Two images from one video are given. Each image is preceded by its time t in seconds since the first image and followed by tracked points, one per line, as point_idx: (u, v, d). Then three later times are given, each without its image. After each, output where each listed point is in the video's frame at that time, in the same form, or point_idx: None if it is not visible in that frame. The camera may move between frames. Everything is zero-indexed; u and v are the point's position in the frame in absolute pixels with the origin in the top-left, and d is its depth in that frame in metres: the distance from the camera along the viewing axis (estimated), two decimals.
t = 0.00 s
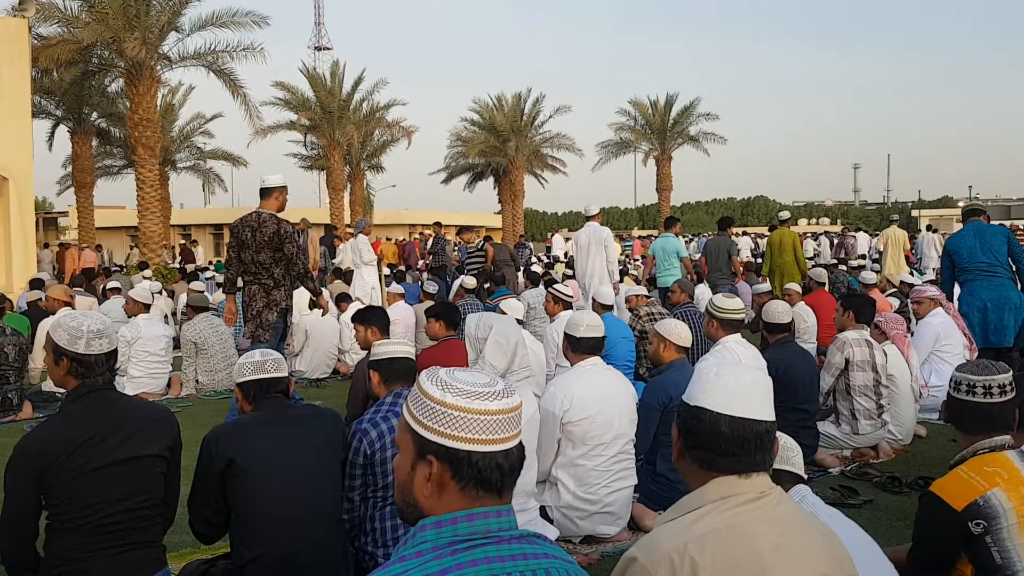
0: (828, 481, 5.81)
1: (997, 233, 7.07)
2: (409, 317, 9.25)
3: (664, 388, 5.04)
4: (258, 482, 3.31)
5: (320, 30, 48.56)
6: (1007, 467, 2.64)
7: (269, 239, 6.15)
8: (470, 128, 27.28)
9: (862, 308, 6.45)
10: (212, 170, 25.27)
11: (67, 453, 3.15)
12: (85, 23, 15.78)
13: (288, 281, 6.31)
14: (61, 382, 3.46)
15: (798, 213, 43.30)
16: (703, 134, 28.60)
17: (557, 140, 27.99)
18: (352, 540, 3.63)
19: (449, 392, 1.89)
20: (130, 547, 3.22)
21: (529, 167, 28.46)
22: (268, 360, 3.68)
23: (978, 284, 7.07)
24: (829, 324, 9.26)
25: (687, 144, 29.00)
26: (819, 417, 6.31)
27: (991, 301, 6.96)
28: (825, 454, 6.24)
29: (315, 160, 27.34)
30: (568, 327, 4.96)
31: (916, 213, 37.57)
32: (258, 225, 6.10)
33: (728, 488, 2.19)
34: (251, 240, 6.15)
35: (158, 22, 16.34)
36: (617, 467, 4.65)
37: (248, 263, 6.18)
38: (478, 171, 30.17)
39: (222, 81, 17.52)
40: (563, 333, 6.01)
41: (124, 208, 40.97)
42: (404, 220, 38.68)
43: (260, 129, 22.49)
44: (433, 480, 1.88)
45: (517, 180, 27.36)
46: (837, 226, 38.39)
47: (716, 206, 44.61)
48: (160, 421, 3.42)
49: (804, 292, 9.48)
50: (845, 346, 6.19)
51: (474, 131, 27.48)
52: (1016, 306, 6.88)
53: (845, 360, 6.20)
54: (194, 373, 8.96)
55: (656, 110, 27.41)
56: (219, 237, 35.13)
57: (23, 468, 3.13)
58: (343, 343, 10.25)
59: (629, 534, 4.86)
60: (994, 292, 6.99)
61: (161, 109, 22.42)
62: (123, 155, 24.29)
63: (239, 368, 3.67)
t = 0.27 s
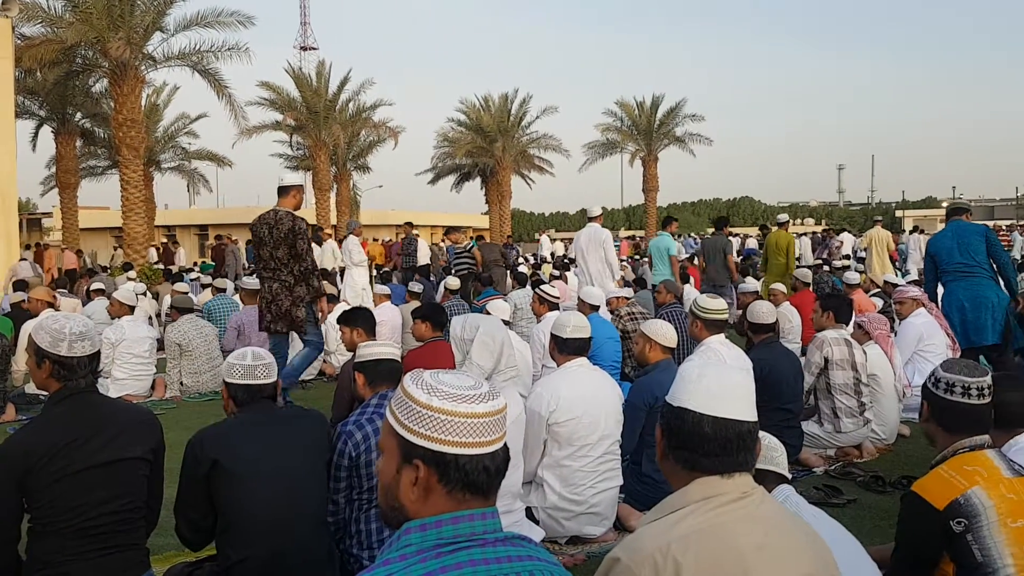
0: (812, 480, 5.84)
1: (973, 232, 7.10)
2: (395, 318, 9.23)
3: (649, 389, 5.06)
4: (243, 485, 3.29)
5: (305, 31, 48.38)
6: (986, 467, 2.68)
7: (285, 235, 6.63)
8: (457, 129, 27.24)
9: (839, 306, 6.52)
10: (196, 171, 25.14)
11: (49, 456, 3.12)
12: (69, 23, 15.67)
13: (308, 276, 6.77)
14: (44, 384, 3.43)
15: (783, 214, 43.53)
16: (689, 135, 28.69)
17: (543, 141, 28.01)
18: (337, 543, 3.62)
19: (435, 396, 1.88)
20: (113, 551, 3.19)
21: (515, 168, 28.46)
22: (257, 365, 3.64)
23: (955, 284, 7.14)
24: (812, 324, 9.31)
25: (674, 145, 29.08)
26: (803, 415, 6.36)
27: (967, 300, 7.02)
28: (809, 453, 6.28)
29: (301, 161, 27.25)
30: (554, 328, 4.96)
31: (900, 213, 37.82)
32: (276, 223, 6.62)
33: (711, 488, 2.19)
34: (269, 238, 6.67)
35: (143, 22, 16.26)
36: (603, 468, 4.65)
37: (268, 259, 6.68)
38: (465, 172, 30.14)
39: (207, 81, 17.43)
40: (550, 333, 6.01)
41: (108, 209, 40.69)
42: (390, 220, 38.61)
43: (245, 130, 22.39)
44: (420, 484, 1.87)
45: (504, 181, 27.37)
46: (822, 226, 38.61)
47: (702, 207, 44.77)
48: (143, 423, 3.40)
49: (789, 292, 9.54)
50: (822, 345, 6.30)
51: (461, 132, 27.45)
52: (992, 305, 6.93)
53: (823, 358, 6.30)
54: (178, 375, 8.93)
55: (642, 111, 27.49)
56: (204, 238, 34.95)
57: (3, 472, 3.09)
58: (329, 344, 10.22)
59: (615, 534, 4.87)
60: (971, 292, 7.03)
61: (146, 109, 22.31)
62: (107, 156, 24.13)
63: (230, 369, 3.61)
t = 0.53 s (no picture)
0: (790, 478, 5.89)
1: (943, 231, 7.21)
2: (375, 318, 9.20)
3: (629, 388, 5.08)
4: (221, 488, 3.27)
5: (283, 30, 48.07)
6: (962, 462, 2.72)
7: (294, 240, 7.08)
8: (437, 129, 27.18)
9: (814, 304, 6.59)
10: (173, 171, 24.94)
11: (24, 458, 3.09)
12: (43, 22, 15.49)
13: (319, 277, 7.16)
14: (17, 387, 3.40)
15: (761, 213, 43.82)
16: (668, 135, 28.82)
17: (523, 141, 28.03)
18: (316, 545, 3.61)
19: (421, 400, 1.87)
20: (89, 554, 3.16)
21: (495, 168, 28.46)
22: (244, 367, 3.63)
23: (929, 282, 7.28)
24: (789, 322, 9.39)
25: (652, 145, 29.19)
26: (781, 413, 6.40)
27: (939, 298, 7.16)
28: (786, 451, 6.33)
29: (279, 160, 27.10)
30: (535, 327, 4.97)
31: (876, 213, 38.21)
32: (286, 228, 7.09)
33: (690, 486, 2.20)
34: (280, 243, 7.13)
35: (118, 21, 16.11)
36: (583, 467, 4.67)
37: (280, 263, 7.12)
38: (444, 172, 30.10)
39: (183, 80, 17.29)
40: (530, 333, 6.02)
41: (84, 209, 40.26)
42: (370, 220, 38.49)
43: (222, 129, 22.24)
44: (404, 489, 1.86)
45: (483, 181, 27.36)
46: (799, 225, 38.94)
47: (681, 207, 44.98)
48: (119, 426, 3.36)
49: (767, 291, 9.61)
50: (801, 343, 6.35)
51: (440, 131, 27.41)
52: (963, 301, 7.04)
53: (801, 356, 6.35)
54: (155, 377, 8.86)
55: (621, 111, 27.59)
56: (181, 238, 34.67)
57: None
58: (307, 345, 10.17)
59: (594, 533, 4.88)
60: (943, 290, 7.16)
61: (121, 109, 22.10)
62: (82, 156, 23.89)
63: (214, 370, 3.58)
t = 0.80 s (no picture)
0: (769, 473, 5.93)
1: (921, 229, 7.29)
2: (356, 316, 9.16)
3: (610, 385, 5.09)
4: (199, 489, 3.24)
5: (263, 27, 47.67)
6: (939, 456, 2.75)
7: (314, 236, 6.88)
8: (418, 126, 27.09)
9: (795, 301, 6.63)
10: (152, 168, 24.72)
11: None
12: (19, 18, 15.30)
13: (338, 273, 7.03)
14: None
15: (741, 211, 44.07)
16: (649, 133, 28.89)
17: (505, 139, 28.01)
18: (296, 544, 3.59)
19: (404, 401, 1.87)
20: (65, 556, 3.12)
21: (477, 165, 28.42)
22: (218, 366, 3.60)
23: (907, 279, 7.44)
24: (769, 319, 9.45)
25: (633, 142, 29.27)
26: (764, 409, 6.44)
27: (915, 295, 7.33)
28: (764, 446, 6.38)
29: (259, 158, 26.93)
30: (516, 324, 4.96)
31: (854, 210, 38.51)
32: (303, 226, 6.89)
33: (671, 483, 2.21)
34: (299, 238, 6.95)
35: (96, 17, 15.94)
36: (565, 464, 4.68)
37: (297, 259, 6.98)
38: (426, 169, 30.03)
39: (162, 77, 17.14)
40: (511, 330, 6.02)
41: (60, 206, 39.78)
42: (351, 218, 38.35)
43: (201, 126, 22.07)
44: (385, 489, 1.86)
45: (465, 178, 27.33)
46: (779, 222, 39.18)
47: (662, 204, 45.13)
48: (96, 426, 3.33)
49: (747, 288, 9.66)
50: (781, 340, 6.41)
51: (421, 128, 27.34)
52: (937, 299, 7.19)
53: (781, 353, 6.41)
54: (133, 376, 8.78)
55: (602, 109, 27.65)
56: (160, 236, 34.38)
57: None
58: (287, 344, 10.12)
59: (576, 530, 4.89)
60: (919, 288, 7.32)
61: (99, 106, 21.87)
62: (59, 153, 23.62)
63: (188, 371, 3.54)
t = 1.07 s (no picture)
0: (750, 471, 5.97)
1: (907, 229, 7.28)
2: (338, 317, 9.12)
3: (592, 384, 5.10)
4: (179, 490, 3.22)
5: (244, 26, 47.35)
6: (918, 452, 2.78)
7: (329, 235, 7.54)
8: (400, 126, 27.01)
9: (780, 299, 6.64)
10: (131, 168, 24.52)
11: None
12: None
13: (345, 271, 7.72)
14: None
15: (722, 211, 44.29)
16: (631, 132, 28.97)
17: (488, 138, 27.99)
18: (277, 544, 3.57)
19: (387, 401, 1.86)
20: (43, 558, 3.09)
21: (460, 165, 28.39)
22: (194, 367, 3.58)
23: (891, 278, 7.46)
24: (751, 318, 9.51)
25: (616, 143, 29.33)
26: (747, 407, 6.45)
27: (898, 294, 7.35)
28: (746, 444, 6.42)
29: (240, 157, 26.78)
30: (499, 324, 4.96)
31: (834, 209, 38.80)
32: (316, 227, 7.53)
33: (653, 481, 2.22)
34: (314, 237, 7.56)
35: (75, 15, 15.79)
36: (548, 463, 4.68)
37: (312, 258, 7.60)
38: (409, 168, 29.96)
39: (141, 75, 17.00)
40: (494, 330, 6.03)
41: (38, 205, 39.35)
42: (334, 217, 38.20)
43: (182, 125, 21.91)
44: (367, 489, 1.85)
45: (448, 178, 27.30)
46: (760, 221, 39.42)
47: (644, 203, 45.26)
48: (75, 426, 3.29)
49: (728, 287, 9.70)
50: (764, 338, 6.45)
51: (404, 128, 27.27)
52: (919, 300, 7.22)
53: (763, 351, 6.46)
54: (113, 377, 8.71)
55: (585, 109, 27.70)
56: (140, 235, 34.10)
57: None
58: (268, 344, 10.07)
59: (558, 529, 4.90)
60: (902, 287, 7.34)
61: (78, 105, 21.67)
62: (37, 152, 23.37)
63: (164, 374, 3.52)
